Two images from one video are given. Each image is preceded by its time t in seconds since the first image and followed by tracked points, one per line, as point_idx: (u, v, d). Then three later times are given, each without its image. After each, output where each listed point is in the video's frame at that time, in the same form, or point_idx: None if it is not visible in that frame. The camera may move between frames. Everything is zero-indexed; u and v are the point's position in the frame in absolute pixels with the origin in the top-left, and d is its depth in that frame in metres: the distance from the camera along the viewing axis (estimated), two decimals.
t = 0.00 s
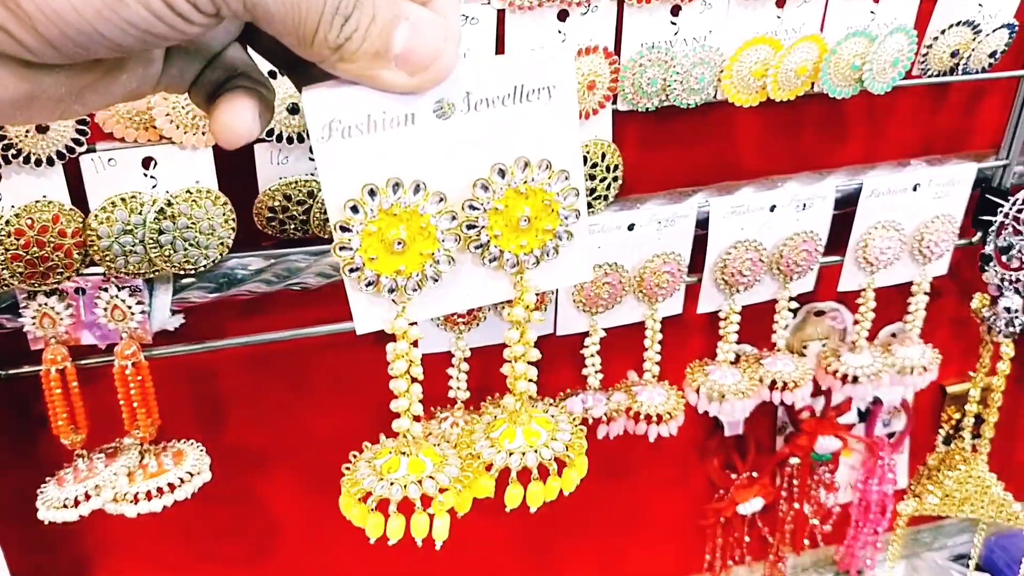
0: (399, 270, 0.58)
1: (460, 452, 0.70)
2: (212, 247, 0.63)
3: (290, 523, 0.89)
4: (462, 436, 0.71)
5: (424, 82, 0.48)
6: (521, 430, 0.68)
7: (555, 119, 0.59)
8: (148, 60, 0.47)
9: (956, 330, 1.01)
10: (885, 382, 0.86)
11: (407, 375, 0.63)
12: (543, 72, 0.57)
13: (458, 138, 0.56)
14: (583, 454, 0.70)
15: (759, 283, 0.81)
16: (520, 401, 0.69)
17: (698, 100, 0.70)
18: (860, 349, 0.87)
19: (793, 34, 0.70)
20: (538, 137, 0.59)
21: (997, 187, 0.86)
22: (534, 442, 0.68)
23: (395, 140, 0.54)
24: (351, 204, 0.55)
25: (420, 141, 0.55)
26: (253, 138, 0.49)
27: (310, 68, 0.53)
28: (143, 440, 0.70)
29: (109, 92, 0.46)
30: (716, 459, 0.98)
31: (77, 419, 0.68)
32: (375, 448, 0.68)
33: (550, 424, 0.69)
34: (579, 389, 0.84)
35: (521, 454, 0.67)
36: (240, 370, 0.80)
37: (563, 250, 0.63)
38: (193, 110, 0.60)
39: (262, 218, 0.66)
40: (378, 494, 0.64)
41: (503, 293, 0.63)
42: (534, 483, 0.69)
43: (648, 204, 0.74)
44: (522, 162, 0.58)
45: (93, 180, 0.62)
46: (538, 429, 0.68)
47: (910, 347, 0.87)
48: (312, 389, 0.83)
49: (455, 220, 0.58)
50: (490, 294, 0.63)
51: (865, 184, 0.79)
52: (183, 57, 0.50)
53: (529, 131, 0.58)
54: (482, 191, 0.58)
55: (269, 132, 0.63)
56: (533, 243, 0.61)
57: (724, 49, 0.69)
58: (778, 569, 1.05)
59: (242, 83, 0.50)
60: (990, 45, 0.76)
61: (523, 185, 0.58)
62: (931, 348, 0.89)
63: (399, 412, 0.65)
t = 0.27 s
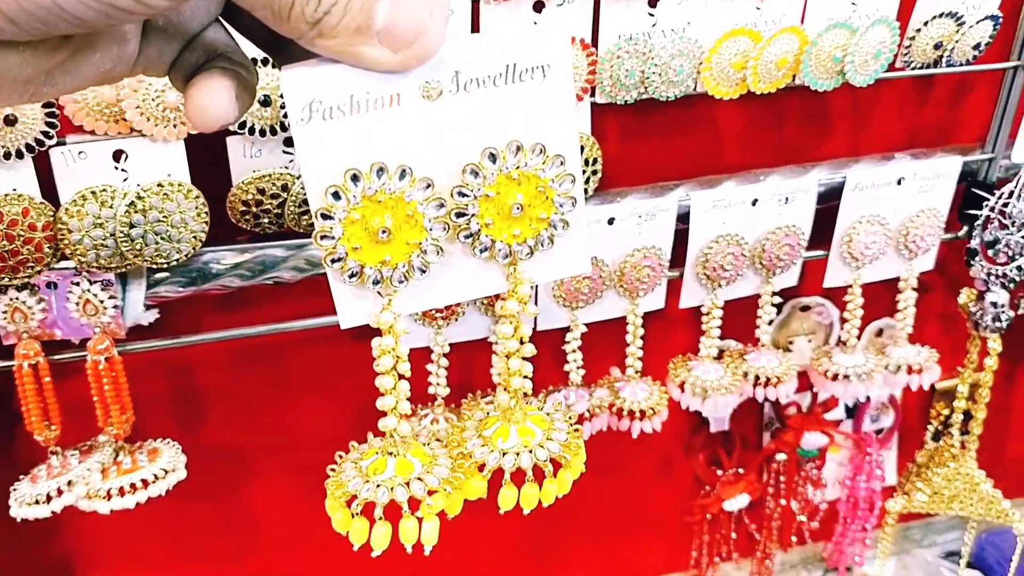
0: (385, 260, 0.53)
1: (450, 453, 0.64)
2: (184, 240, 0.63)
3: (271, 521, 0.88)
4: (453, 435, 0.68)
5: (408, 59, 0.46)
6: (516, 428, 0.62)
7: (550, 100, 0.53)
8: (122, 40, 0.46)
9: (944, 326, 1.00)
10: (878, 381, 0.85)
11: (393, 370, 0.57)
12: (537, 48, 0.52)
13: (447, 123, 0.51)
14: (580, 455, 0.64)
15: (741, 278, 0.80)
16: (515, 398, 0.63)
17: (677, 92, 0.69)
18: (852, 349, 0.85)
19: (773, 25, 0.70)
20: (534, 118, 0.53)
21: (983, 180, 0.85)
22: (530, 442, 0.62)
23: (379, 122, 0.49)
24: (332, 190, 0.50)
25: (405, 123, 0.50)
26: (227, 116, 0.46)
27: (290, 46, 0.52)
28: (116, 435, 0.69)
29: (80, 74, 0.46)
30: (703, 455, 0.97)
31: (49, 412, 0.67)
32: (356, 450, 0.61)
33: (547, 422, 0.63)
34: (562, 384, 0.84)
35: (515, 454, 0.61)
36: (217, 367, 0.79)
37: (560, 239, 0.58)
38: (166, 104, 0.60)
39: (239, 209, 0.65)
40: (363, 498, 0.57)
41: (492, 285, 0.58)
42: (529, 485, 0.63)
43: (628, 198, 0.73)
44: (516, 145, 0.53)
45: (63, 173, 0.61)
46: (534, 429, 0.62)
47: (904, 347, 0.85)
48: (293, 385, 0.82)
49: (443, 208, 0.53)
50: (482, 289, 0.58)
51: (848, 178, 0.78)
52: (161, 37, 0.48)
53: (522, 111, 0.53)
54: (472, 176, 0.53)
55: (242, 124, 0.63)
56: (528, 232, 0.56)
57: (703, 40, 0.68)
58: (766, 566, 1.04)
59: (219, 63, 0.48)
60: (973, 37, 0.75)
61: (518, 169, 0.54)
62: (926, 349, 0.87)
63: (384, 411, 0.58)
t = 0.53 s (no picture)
0: (355, 253, 0.52)
1: (427, 454, 0.62)
2: (157, 233, 0.62)
3: (254, 517, 0.88)
4: (433, 433, 0.65)
5: (377, 41, 0.45)
6: (495, 431, 0.61)
7: (531, 84, 0.53)
8: (83, 24, 0.46)
9: (934, 319, 0.99)
10: (852, 370, 0.86)
11: (366, 369, 0.57)
12: (516, 33, 0.51)
13: (421, 107, 0.50)
14: (561, 460, 0.63)
15: (724, 271, 0.79)
16: (494, 399, 0.62)
17: (657, 83, 0.69)
18: (830, 338, 0.86)
19: (753, 15, 0.69)
20: (511, 105, 0.52)
21: (969, 172, 0.85)
22: (509, 445, 0.61)
23: (350, 108, 0.49)
24: (299, 178, 0.49)
25: (377, 109, 0.49)
26: (188, 101, 0.45)
27: (259, 28, 0.51)
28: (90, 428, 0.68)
29: (41, 58, 0.45)
30: (690, 450, 0.96)
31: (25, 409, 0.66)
32: (330, 450, 0.60)
33: (528, 424, 0.62)
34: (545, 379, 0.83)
35: (493, 457, 0.60)
36: (200, 360, 0.78)
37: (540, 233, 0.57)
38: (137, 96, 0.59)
39: (213, 201, 0.64)
40: (334, 501, 0.56)
41: (471, 278, 0.57)
42: (507, 491, 0.63)
43: (608, 191, 0.73)
44: (492, 134, 0.52)
45: (33, 165, 0.61)
46: (513, 431, 0.61)
47: (883, 337, 0.86)
48: (276, 380, 0.81)
49: (417, 199, 0.52)
50: (459, 284, 0.57)
51: (832, 169, 0.77)
52: (127, 22, 0.47)
53: (501, 98, 0.52)
54: (449, 166, 0.52)
55: (213, 115, 0.62)
56: (506, 226, 0.55)
57: (683, 30, 0.68)
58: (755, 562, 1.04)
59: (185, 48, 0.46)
60: (958, 27, 0.75)
61: (494, 160, 0.53)
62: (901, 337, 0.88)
63: (358, 411, 0.57)
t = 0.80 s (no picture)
0: (325, 247, 0.51)
1: (404, 451, 0.61)
2: (133, 230, 0.62)
3: (237, 516, 0.87)
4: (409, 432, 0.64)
5: (345, 29, 0.45)
6: (473, 428, 0.60)
7: (506, 72, 0.52)
8: (48, 14, 0.46)
9: (918, 315, 0.99)
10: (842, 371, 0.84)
11: (339, 366, 0.56)
12: (488, 21, 0.51)
13: (392, 95, 0.50)
14: (540, 457, 0.63)
15: (705, 266, 0.79)
16: (472, 395, 0.61)
17: (635, 80, 0.69)
18: (818, 338, 0.84)
19: (730, 11, 0.68)
20: (484, 93, 0.52)
21: (951, 168, 0.84)
22: (486, 442, 0.60)
23: (318, 96, 0.48)
24: (266, 170, 0.49)
25: (347, 98, 0.49)
26: (151, 90, 0.45)
27: (230, 17, 0.48)
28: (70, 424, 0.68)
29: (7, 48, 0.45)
30: (674, 446, 0.97)
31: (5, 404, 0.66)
32: (303, 450, 0.60)
33: (506, 421, 0.61)
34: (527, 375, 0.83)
35: (471, 455, 0.59)
36: (182, 355, 0.78)
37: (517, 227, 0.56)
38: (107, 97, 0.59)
39: (188, 197, 0.65)
40: (306, 501, 0.56)
41: (444, 275, 0.56)
42: (485, 489, 0.61)
43: (587, 187, 0.73)
44: (466, 124, 0.52)
45: (10, 161, 0.61)
46: (491, 428, 0.60)
47: (873, 337, 0.84)
48: (261, 376, 0.81)
49: (389, 191, 0.51)
50: (436, 278, 0.56)
51: (813, 164, 0.77)
52: (95, 14, 0.47)
53: (477, 88, 0.51)
54: (422, 159, 0.51)
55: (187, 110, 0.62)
56: (482, 219, 0.54)
57: (659, 26, 0.68)
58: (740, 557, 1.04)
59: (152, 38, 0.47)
60: (937, 23, 0.74)
61: (468, 150, 0.52)
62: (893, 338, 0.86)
63: (331, 409, 0.57)
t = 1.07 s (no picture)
0: (295, 240, 0.51)
1: (381, 448, 0.61)
2: (109, 225, 0.63)
3: (220, 511, 0.87)
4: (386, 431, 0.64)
5: (312, 15, 0.47)
6: (450, 425, 0.60)
7: (478, 62, 0.52)
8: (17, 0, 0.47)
9: (903, 312, 0.99)
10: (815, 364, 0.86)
11: (311, 362, 0.56)
12: (459, 9, 0.51)
13: (363, 84, 0.50)
14: (519, 455, 0.63)
15: (686, 263, 0.80)
16: (449, 391, 0.61)
17: (611, 75, 0.69)
18: (795, 331, 0.85)
19: (707, 7, 0.69)
20: (457, 83, 0.52)
21: (932, 164, 0.85)
22: (464, 439, 0.60)
23: (287, 85, 0.49)
24: (232, 161, 0.49)
25: (317, 87, 0.49)
26: (113, 79, 0.48)
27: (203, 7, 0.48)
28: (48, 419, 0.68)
29: None
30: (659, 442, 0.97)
31: None
32: (277, 447, 0.60)
33: (484, 417, 0.61)
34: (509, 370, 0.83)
35: (448, 452, 0.59)
36: (164, 350, 0.77)
37: (492, 220, 0.56)
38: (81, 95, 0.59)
39: (163, 193, 0.65)
40: (279, 498, 0.56)
41: (417, 271, 0.56)
42: (462, 486, 0.61)
43: (567, 183, 0.73)
44: (437, 114, 0.51)
45: None
46: (469, 425, 0.60)
47: (848, 330, 0.86)
48: (243, 372, 0.81)
49: (360, 182, 0.51)
50: (410, 273, 0.56)
51: (792, 160, 0.77)
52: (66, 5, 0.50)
53: (450, 79, 0.52)
54: (394, 149, 0.51)
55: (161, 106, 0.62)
56: (456, 211, 0.53)
57: (636, 21, 0.68)
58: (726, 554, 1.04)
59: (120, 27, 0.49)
60: (916, 19, 0.74)
61: (440, 141, 0.52)
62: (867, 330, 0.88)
63: (304, 406, 0.57)
